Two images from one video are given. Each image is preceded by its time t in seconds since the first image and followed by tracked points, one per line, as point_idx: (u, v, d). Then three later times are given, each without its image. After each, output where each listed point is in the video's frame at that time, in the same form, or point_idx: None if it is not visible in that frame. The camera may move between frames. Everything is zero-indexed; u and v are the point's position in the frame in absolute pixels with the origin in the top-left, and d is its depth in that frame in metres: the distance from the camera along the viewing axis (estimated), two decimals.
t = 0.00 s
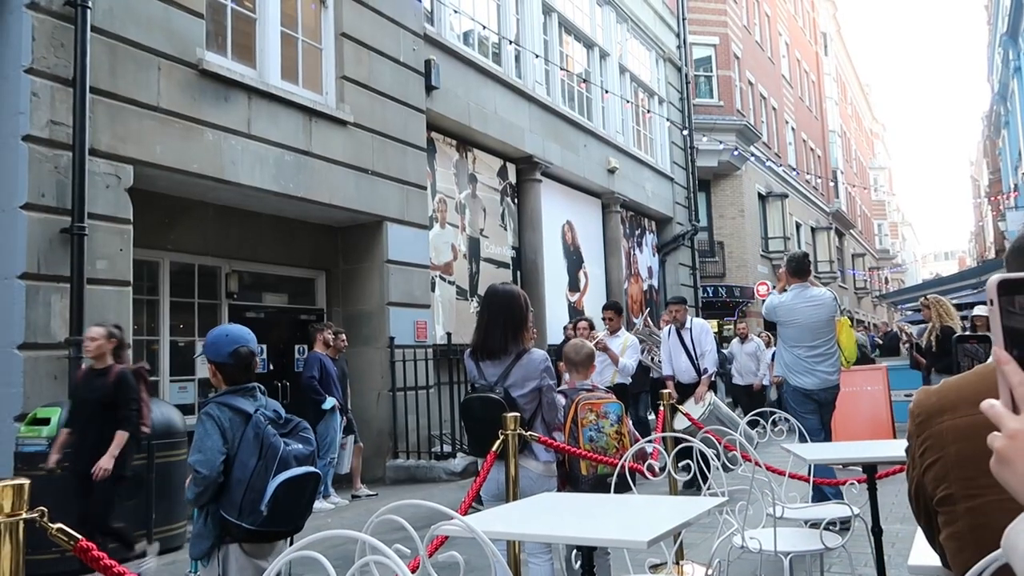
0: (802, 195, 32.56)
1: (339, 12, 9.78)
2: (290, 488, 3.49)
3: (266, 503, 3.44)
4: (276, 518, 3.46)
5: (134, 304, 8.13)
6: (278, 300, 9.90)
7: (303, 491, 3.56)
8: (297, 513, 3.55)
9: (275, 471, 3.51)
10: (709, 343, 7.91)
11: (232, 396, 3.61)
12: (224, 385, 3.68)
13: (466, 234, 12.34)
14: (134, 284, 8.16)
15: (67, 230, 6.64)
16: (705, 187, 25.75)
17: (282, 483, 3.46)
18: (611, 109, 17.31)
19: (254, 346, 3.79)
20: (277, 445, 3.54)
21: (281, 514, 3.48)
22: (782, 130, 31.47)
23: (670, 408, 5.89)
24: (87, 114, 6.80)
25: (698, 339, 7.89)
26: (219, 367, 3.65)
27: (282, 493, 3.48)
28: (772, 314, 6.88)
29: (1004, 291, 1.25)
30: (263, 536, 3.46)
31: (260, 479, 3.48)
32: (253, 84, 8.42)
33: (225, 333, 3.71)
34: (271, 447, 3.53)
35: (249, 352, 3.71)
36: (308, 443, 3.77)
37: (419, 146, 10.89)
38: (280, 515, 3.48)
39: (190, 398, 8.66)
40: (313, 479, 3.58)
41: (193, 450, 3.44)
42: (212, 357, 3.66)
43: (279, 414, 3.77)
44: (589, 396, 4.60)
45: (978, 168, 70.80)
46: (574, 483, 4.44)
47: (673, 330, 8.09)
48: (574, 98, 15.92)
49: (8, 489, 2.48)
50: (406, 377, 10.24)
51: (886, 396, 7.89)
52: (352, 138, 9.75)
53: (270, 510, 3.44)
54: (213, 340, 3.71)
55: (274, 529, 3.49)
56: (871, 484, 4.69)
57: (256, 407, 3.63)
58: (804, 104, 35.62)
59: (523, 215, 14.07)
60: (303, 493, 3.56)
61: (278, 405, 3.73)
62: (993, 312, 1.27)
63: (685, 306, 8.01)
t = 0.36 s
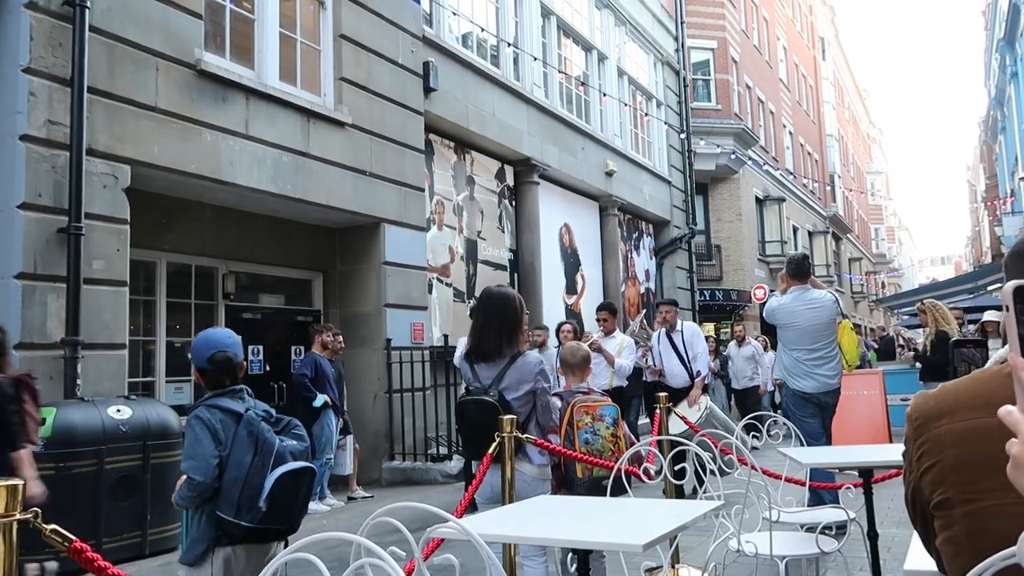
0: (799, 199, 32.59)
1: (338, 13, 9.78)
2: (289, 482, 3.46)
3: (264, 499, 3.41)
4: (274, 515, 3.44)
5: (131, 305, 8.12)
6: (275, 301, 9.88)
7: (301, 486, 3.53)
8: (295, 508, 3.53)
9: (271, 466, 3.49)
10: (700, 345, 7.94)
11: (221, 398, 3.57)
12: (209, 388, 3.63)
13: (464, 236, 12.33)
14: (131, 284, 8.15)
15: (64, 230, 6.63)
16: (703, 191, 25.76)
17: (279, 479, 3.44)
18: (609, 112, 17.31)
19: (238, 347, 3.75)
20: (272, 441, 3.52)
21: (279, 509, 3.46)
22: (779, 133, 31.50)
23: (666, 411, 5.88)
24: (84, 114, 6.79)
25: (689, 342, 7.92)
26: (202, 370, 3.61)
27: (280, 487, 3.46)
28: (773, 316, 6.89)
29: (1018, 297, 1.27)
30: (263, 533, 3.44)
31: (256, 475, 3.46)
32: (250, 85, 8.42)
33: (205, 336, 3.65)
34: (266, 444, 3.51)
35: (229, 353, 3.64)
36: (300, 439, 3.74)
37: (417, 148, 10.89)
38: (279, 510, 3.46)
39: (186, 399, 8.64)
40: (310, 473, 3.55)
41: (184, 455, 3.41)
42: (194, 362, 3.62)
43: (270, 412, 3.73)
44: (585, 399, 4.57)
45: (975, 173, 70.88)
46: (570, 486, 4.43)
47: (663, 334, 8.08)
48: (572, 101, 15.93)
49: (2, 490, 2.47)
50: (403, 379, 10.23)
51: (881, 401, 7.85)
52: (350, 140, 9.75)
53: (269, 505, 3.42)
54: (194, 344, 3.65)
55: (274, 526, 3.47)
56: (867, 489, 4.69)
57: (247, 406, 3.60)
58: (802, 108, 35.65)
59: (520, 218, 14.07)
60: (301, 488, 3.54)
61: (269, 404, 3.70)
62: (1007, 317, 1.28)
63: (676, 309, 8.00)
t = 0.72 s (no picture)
0: (795, 203, 32.66)
1: (335, 14, 9.78)
2: (232, 496, 3.24)
3: (208, 513, 3.22)
4: (221, 529, 3.25)
5: (125, 304, 8.10)
6: (270, 302, 9.86)
7: (249, 497, 3.31)
8: (246, 520, 3.32)
9: (217, 478, 3.27)
10: (685, 342, 7.81)
11: (177, 403, 3.41)
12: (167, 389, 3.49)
13: (460, 238, 12.33)
14: (125, 284, 8.13)
15: (58, 229, 6.61)
16: (699, 195, 25.80)
17: (221, 493, 3.22)
18: (606, 115, 17.35)
19: (199, 347, 3.58)
20: (217, 450, 3.29)
21: (228, 523, 3.26)
22: (775, 137, 31.58)
23: (661, 413, 5.88)
24: (80, 113, 6.78)
25: (674, 341, 7.77)
26: (156, 372, 3.48)
27: (225, 501, 3.24)
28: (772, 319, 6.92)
29: (1004, 311, 1.26)
30: (213, 547, 3.26)
31: (202, 487, 3.25)
32: (247, 86, 8.42)
33: (161, 336, 3.52)
34: (212, 454, 3.28)
35: (180, 353, 3.48)
36: (259, 445, 3.50)
37: (413, 149, 10.89)
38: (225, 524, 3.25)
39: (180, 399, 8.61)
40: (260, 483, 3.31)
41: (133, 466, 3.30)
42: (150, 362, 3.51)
43: (229, 416, 3.51)
44: (578, 401, 4.59)
45: (970, 179, 71.10)
46: (563, 488, 4.43)
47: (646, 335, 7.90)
48: (569, 103, 15.94)
49: None
50: (398, 381, 10.22)
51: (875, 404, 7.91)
52: (347, 141, 9.75)
53: (214, 520, 3.22)
54: (153, 344, 3.54)
55: (225, 538, 3.28)
56: (860, 493, 4.69)
57: (201, 412, 3.40)
58: (798, 113, 35.76)
59: (516, 220, 14.07)
60: (250, 499, 3.31)
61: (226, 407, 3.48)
62: (993, 330, 1.28)
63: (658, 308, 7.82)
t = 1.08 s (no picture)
0: (786, 207, 32.76)
1: (329, 15, 9.78)
2: (216, 495, 3.23)
3: (191, 513, 3.20)
4: (204, 529, 3.22)
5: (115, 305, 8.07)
6: (261, 303, 9.83)
7: (233, 496, 3.30)
8: (229, 521, 3.30)
9: (199, 479, 3.25)
10: (672, 345, 7.80)
11: (153, 404, 3.41)
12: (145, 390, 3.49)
13: (452, 240, 12.32)
14: (115, 284, 8.10)
15: (48, 229, 6.58)
16: (691, 198, 25.86)
17: (205, 493, 3.20)
18: (599, 118, 17.39)
19: (176, 347, 3.59)
20: (200, 450, 3.28)
21: (211, 523, 3.24)
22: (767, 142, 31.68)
23: (651, 416, 5.88)
24: (72, 112, 6.75)
25: (660, 342, 7.77)
26: (133, 372, 3.47)
27: (209, 501, 3.22)
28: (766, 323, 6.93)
29: (987, 315, 1.27)
30: (195, 548, 3.24)
31: (184, 487, 3.23)
32: (240, 86, 8.40)
33: (138, 336, 3.51)
34: (194, 455, 3.27)
35: (160, 352, 3.48)
36: (240, 444, 3.49)
37: (406, 151, 10.89)
38: (209, 525, 3.23)
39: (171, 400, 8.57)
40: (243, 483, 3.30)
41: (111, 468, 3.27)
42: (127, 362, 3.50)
43: (208, 417, 3.51)
44: (567, 404, 4.59)
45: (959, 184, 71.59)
46: (551, 490, 4.46)
47: (632, 336, 7.94)
48: (561, 106, 15.96)
49: None
50: (389, 382, 10.21)
51: (865, 408, 8.00)
52: (339, 142, 9.74)
53: (198, 521, 3.20)
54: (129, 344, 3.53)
55: (208, 540, 3.26)
56: (848, 496, 4.72)
57: (179, 412, 3.40)
58: (790, 117, 35.90)
59: (509, 222, 14.08)
60: (235, 499, 3.30)
61: (205, 407, 3.47)
62: (974, 336, 1.29)
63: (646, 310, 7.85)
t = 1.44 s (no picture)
0: (777, 211, 32.88)
1: (322, 15, 9.76)
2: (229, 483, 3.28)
3: (203, 502, 3.20)
4: (213, 518, 3.23)
5: (104, 304, 8.04)
6: (252, 304, 9.79)
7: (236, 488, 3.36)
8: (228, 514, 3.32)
9: (209, 468, 3.28)
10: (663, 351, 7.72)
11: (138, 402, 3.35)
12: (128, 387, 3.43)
13: (444, 241, 12.31)
14: (105, 283, 8.07)
15: (38, 227, 6.55)
16: (682, 201, 25.91)
17: (219, 480, 3.24)
18: (591, 121, 17.41)
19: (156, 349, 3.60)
20: (207, 441, 3.32)
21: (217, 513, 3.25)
22: (759, 146, 31.77)
23: (641, 419, 5.88)
24: (62, 110, 6.72)
25: (650, 348, 7.70)
26: (130, 366, 3.41)
27: (220, 489, 3.25)
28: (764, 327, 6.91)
29: (974, 319, 1.27)
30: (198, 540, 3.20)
31: (194, 477, 3.23)
32: (232, 85, 8.37)
33: (129, 332, 3.47)
34: (200, 446, 3.29)
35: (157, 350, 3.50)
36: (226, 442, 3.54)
37: (399, 152, 10.88)
38: (218, 514, 3.23)
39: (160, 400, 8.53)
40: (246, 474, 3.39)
41: (111, 461, 3.12)
42: (117, 356, 3.41)
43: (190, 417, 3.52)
44: (557, 406, 4.61)
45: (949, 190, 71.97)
46: (541, 492, 4.46)
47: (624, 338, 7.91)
48: (554, 108, 15.97)
49: None
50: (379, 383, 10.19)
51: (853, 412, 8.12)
52: (331, 143, 9.72)
53: (209, 510, 3.21)
54: (113, 337, 3.45)
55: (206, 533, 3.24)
56: (836, 499, 4.74)
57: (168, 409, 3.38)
58: (781, 121, 36.01)
59: (501, 224, 14.08)
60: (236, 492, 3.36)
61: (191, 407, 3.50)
62: (961, 338, 1.29)
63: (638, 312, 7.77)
